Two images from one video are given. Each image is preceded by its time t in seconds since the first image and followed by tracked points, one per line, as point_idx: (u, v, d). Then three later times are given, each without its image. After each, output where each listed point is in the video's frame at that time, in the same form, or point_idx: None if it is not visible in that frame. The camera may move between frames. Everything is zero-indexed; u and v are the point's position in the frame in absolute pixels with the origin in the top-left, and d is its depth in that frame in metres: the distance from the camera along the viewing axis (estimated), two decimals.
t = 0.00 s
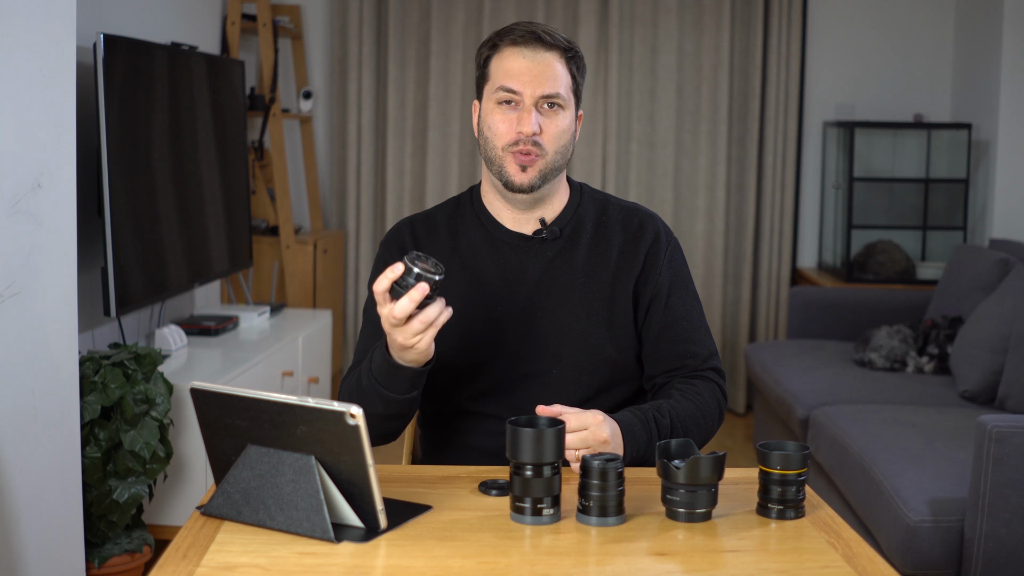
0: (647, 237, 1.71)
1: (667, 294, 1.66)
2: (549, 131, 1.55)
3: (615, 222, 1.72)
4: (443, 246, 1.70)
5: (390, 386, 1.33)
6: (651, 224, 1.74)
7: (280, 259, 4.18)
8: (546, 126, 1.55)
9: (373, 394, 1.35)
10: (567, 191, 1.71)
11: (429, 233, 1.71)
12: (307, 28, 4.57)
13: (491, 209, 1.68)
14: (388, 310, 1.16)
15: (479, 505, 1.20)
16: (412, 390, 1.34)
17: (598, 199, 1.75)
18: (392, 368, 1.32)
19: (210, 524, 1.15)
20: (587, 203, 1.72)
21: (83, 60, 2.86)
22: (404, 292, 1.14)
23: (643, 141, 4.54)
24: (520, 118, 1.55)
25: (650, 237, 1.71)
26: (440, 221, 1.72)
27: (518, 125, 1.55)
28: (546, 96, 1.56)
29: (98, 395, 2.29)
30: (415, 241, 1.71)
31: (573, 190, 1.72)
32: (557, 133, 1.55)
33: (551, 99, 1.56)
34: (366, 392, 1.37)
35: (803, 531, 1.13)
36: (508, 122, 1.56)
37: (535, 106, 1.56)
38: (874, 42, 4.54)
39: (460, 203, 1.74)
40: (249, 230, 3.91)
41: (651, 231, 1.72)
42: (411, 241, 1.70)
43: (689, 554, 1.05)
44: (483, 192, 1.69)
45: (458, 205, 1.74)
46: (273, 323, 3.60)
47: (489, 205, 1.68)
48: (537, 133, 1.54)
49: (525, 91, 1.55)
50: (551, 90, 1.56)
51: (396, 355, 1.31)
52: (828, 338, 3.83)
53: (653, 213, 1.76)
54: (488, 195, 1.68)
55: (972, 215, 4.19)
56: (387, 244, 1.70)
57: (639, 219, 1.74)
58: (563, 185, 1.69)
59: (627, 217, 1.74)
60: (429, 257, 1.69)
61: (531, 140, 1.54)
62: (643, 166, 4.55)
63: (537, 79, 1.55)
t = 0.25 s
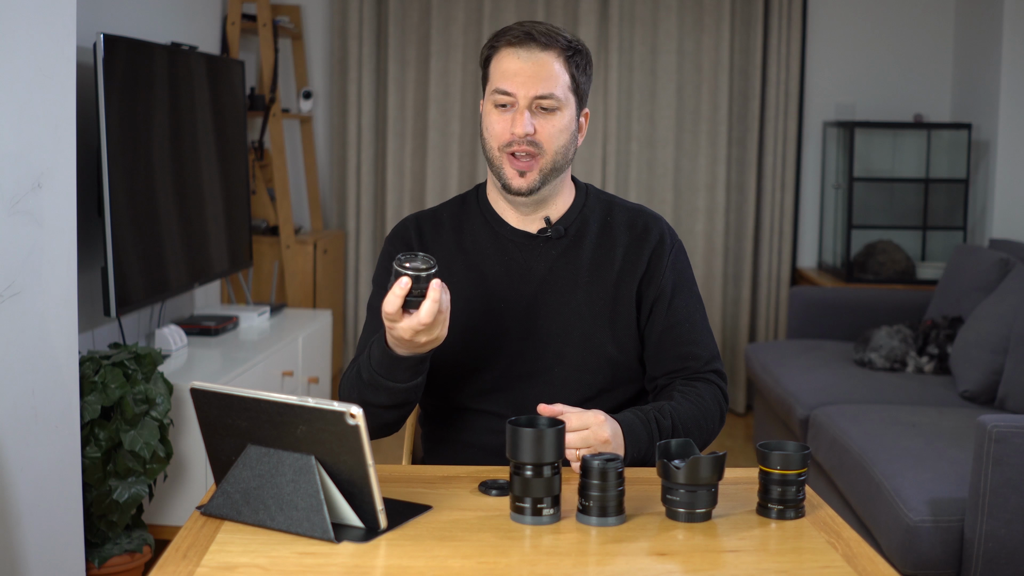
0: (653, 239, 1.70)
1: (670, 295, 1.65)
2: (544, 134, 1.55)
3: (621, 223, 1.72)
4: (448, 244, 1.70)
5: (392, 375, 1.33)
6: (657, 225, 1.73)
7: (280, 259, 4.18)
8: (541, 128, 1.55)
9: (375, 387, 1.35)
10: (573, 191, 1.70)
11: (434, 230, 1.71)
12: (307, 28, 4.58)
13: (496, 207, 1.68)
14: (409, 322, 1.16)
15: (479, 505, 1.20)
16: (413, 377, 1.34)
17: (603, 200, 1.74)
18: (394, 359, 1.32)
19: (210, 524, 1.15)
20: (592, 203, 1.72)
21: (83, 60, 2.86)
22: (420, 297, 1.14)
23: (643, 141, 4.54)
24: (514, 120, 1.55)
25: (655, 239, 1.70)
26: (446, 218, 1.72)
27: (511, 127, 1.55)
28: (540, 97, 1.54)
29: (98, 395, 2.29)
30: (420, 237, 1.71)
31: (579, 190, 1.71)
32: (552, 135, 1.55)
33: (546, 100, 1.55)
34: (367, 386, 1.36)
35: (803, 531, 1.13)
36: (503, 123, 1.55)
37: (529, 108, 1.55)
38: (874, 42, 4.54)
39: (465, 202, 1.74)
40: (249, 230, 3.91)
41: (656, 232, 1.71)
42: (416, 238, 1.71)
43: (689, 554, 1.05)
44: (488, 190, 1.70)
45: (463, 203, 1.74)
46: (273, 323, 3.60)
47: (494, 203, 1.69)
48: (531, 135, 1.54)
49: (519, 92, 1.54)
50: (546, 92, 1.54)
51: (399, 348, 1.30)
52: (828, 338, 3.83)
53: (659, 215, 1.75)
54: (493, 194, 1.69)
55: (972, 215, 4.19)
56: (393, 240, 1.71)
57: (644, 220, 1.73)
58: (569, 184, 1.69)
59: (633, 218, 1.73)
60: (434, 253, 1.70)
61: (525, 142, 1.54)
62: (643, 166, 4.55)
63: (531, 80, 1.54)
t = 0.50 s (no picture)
0: (656, 240, 1.70)
1: (673, 296, 1.66)
2: (553, 130, 1.55)
3: (624, 224, 1.72)
4: (451, 245, 1.70)
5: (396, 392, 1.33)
6: (660, 227, 1.73)
7: (280, 259, 4.18)
8: (551, 124, 1.55)
9: (377, 400, 1.35)
10: (578, 192, 1.70)
11: (437, 231, 1.71)
12: (307, 28, 4.58)
13: (500, 208, 1.68)
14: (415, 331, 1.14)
15: (480, 505, 1.20)
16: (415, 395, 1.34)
17: (607, 201, 1.74)
18: (397, 377, 1.32)
19: (210, 524, 1.15)
20: (596, 204, 1.71)
21: (83, 60, 2.86)
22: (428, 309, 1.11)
23: (643, 141, 4.54)
24: (524, 116, 1.55)
25: (658, 240, 1.71)
26: (449, 219, 1.72)
27: (522, 124, 1.55)
28: (549, 94, 1.55)
29: (98, 395, 2.29)
30: (423, 238, 1.71)
31: (583, 191, 1.71)
32: (562, 130, 1.55)
33: (555, 96, 1.55)
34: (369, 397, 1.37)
35: (803, 531, 1.13)
36: (512, 121, 1.55)
37: (539, 104, 1.55)
38: (874, 42, 4.54)
39: (468, 202, 1.74)
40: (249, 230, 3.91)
41: (659, 234, 1.71)
42: (419, 238, 1.70)
43: (690, 554, 1.05)
44: (492, 190, 1.69)
45: (466, 203, 1.74)
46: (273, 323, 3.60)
47: (497, 203, 1.68)
48: (541, 131, 1.54)
49: (528, 89, 1.55)
50: (554, 88, 1.55)
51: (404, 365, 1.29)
52: (828, 338, 3.83)
53: (662, 217, 1.75)
54: (496, 194, 1.68)
55: (972, 215, 4.19)
56: (395, 241, 1.71)
57: (647, 222, 1.73)
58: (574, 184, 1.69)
59: (636, 220, 1.73)
60: (436, 254, 1.69)
61: (535, 138, 1.54)
62: (643, 166, 4.55)
63: (539, 78, 1.55)
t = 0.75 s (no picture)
0: (658, 244, 1.69)
1: (675, 300, 1.65)
2: (552, 134, 1.54)
3: (627, 227, 1.71)
4: (452, 247, 1.69)
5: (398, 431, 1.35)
6: (663, 229, 1.72)
7: (280, 259, 4.18)
8: (550, 128, 1.54)
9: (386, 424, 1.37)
10: (580, 194, 1.70)
11: (438, 232, 1.71)
12: (307, 28, 4.58)
13: (501, 210, 1.68)
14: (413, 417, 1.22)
15: (480, 505, 1.20)
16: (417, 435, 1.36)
17: (610, 204, 1.73)
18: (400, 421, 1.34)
19: (210, 524, 1.15)
20: (598, 206, 1.71)
21: (83, 60, 2.86)
22: (427, 401, 1.19)
23: (643, 141, 4.54)
24: (522, 121, 1.54)
25: (660, 244, 1.70)
26: (451, 220, 1.72)
27: (520, 129, 1.54)
28: (548, 98, 1.54)
29: (98, 395, 2.29)
30: (424, 239, 1.71)
31: (585, 194, 1.71)
32: (561, 134, 1.55)
33: (553, 101, 1.54)
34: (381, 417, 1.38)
35: (803, 531, 1.13)
36: (511, 126, 1.54)
37: (537, 109, 1.54)
38: (873, 42, 4.54)
39: (470, 203, 1.74)
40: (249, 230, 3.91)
41: (661, 237, 1.70)
42: (421, 239, 1.70)
43: (690, 554, 1.05)
44: (493, 192, 1.69)
45: (468, 204, 1.74)
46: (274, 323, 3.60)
47: (499, 206, 1.68)
48: (540, 136, 1.54)
49: (526, 94, 1.54)
50: (552, 93, 1.54)
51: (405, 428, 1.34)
52: (828, 338, 3.83)
53: (665, 219, 1.74)
54: (498, 197, 1.68)
55: (972, 215, 4.19)
56: (397, 244, 1.71)
57: (650, 225, 1.72)
58: (575, 187, 1.68)
59: (639, 223, 1.72)
60: (437, 256, 1.70)
61: (534, 143, 1.54)
62: (643, 166, 4.55)
63: (537, 82, 1.54)
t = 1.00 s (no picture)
0: (659, 246, 1.70)
1: (676, 302, 1.65)
2: (548, 138, 1.54)
3: (628, 229, 1.72)
4: (453, 248, 1.70)
5: (396, 433, 1.37)
6: (664, 231, 1.72)
7: (280, 259, 4.18)
8: (545, 133, 1.54)
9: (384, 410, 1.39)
10: (581, 196, 1.70)
11: (439, 233, 1.71)
12: (307, 28, 4.58)
13: (502, 212, 1.68)
14: (410, 386, 1.18)
15: (480, 505, 1.20)
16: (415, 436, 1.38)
17: (611, 206, 1.74)
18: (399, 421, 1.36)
19: (210, 524, 1.15)
20: (600, 208, 1.71)
21: (83, 60, 2.86)
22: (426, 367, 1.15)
23: (643, 141, 4.54)
24: (517, 125, 1.53)
25: (662, 246, 1.70)
26: (452, 221, 1.72)
27: (515, 134, 1.53)
28: (542, 103, 1.53)
29: (98, 395, 2.29)
30: (425, 240, 1.71)
31: (586, 195, 1.71)
32: (556, 139, 1.54)
33: (548, 105, 1.53)
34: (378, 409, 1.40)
35: (803, 531, 1.13)
36: (506, 131, 1.54)
37: (531, 114, 1.53)
38: (873, 43, 4.54)
39: (471, 204, 1.74)
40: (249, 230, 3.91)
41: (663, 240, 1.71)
42: (421, 240, 1.70)
43: (690, 554, 1.05)
44: (494, 193, 1.69)
45: (470, 204, 1.74)
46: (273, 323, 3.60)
47: (500, 207, 1.68)
48: (535, 141, 1.53)
49: (520, 98, 1.53)
50: (547, 96, 1.53)
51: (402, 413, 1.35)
52: (829, 338, 3.83)
53: (666, 221, 1.75)
54: (500, 199, 1.68)
55: (972, 215, 4.19)
56: (398, 244, 1.71)
57: (651, 227, 1.72)
58: (576, 189, 1.69)
59: (640, 225, 1.72)
60: (438, 257, 1.69)
61: (529, 148, 1.54)
62: (643, 166, 4.55)
63: (532, 86, 1.53)
